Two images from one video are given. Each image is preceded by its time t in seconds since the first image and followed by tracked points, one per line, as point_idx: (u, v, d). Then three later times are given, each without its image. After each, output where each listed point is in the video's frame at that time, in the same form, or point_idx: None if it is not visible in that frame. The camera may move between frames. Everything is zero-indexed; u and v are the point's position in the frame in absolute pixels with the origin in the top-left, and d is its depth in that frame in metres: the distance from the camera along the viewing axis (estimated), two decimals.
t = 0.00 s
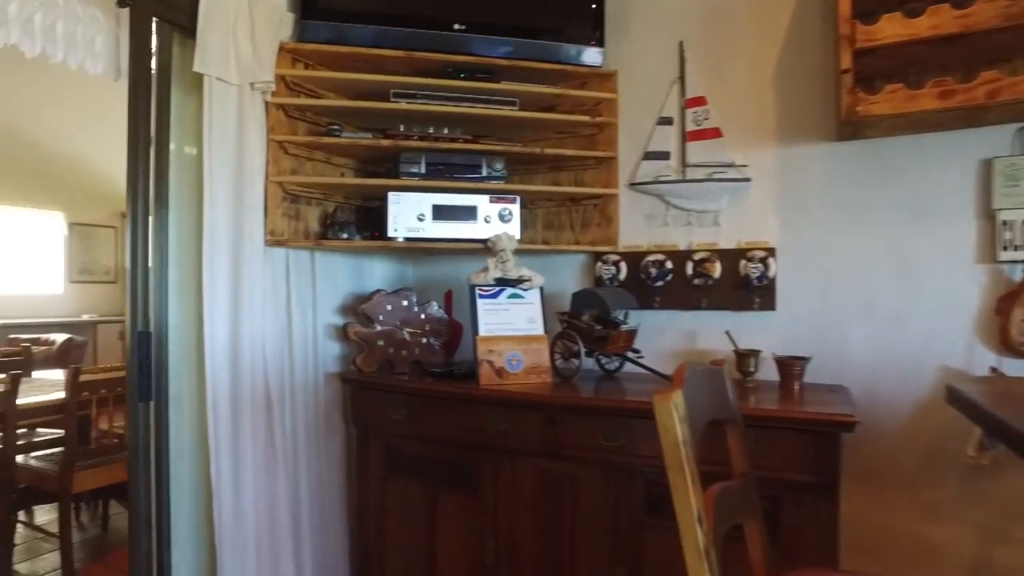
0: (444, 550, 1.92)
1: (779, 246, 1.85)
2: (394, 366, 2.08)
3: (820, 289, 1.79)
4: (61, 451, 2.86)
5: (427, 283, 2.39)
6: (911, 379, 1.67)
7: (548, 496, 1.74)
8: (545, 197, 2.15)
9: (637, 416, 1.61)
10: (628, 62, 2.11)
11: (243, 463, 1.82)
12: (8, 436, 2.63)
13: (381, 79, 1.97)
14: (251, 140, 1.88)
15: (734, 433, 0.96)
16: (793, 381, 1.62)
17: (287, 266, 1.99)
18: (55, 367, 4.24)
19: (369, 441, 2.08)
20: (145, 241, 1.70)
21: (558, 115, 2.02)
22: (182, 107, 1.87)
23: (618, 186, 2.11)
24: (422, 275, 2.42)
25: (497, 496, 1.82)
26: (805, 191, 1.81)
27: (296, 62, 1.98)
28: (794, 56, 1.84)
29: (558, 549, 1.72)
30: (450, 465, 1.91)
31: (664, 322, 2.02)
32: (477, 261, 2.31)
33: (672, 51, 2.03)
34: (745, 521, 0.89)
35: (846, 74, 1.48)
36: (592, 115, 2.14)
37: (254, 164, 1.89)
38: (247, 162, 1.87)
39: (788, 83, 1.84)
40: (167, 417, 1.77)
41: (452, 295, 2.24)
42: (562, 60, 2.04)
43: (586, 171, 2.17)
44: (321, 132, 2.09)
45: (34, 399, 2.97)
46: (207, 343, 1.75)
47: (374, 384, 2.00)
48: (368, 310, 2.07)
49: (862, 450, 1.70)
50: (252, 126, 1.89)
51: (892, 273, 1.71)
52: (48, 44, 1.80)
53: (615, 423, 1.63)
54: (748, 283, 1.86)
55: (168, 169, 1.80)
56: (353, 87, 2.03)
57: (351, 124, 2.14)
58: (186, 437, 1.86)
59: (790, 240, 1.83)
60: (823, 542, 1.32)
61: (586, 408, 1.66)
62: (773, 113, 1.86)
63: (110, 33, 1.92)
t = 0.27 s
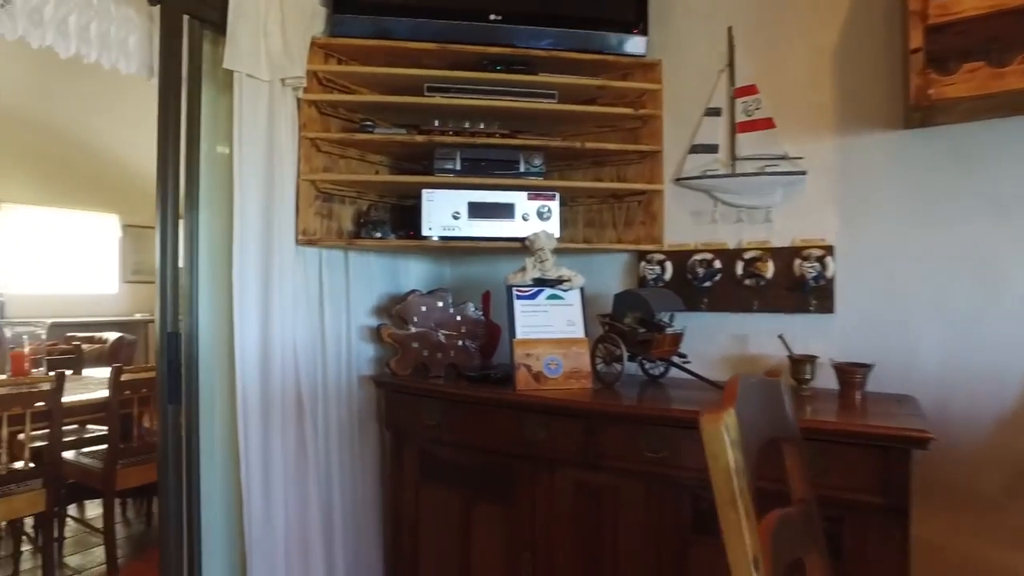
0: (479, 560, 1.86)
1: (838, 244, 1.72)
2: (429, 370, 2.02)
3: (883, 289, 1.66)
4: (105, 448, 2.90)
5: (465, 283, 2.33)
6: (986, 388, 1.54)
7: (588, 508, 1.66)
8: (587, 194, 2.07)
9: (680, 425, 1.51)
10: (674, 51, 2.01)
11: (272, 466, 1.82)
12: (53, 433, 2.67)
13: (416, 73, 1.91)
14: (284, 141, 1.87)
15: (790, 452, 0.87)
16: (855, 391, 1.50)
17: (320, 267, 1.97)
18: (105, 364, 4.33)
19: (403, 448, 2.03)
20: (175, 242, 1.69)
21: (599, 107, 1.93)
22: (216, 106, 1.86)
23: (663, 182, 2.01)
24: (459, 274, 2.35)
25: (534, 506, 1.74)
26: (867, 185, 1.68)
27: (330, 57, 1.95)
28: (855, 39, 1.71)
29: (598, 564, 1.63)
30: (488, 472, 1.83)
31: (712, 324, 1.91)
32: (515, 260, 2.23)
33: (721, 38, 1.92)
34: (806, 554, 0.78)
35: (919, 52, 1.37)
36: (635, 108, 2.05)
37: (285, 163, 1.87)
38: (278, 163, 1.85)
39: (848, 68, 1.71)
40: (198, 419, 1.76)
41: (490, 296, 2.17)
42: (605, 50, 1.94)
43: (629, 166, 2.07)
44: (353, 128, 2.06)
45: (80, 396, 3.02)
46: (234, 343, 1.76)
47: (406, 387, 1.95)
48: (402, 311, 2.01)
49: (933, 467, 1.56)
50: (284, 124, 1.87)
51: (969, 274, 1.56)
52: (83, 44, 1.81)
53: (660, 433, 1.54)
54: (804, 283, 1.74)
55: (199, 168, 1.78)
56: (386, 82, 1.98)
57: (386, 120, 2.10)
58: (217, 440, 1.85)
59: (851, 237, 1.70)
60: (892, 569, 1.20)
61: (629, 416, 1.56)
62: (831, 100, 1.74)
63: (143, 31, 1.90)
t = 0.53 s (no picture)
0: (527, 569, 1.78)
1: (918, 238, 1.58)
2: (475, 372, 1.96)
3: (970, 289, 1.51)
4: (158, 445, 2.94)
5: (513, 282, 2.26)
6: None
7: (642, 521, 1.56)
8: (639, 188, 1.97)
9: (741, 437, 1.40)
10: (735, 36, 1.89)
11: (313, 469, 1.80)
12: (108, 430, 2.71)
13: (461, 65, 1.85)
14: (326, 139, 1.86)
15: (879, 474, 0.76)
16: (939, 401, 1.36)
17: (364, 266, 1.94)
18: (162, 361, 4.42)
19: (449, 455, 1.97)
20: (215, 243, 1.69)
21: (652, 97, 1.83)
22: (257, 105, 1.86)
23: (722, 176, 1.89)
24: (507, 273, 2.29)
25: (585, 517, 1.65)
26: (952, 176, 1.53)
27: (373, 51, 1.92)
28: (937, 15, 1.56)
29: None
30: (536, 480, 1.76)
31: (776, 326, 1.80)
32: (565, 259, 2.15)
33: (786, 20, 1.80)
34: None
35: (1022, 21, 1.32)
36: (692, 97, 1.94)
37: (328, 160, 1.86)
38: (319, 161, 1.84)
39: (930, 48, 1.57)
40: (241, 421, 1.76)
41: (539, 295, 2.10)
42: (659, 37, 1.84)
43: (686, 159, 1.97)
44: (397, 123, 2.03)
45: (135, 393, 3.07)
46: (279, 338, 1.72)
47: (452, 390, 1.88)
48: (448, 310, 1.95)
49: None
50: (326, 122, 1.87)
51: None
52: (130, 43, 1.80)
53: (721, 443, 1.43)
54: (879, 283, 1.60)
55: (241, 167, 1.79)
56: (431, 75, 1.93)
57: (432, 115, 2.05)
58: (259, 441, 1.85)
59: (933, 231, 1.56)
60: None
61: (686, 424, 1.46)
62: (910, 83, 1.59)
63: (188, 30, 1.90)
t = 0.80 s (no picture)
0: None
1: (1010, 231, 1.43)
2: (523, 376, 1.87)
3: None
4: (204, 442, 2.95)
5: (562, 281, 2.18)
6: None
7: (702, 536, 1.45)
8: (695, 180, 1.86)
9: (805, 447, 1.29)
10: (799, 16, 1.77)
11: (354, 473, 1.75)
12: (155, 428, 2.73)
13: (507, 54, 1.77)
14: (368, 134, 1.81)
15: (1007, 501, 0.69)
16: None
17: (407, 264, 1.88)
18: (210, 359, 4.47)
19: (495, 461, 1.89)
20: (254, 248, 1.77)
21: (710, 83, 1.72)
22: (298, 109, 1.91)
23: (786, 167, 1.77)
24: (556, 271, 2.20)
25: (639, 529, 1.56)
26: None
27: (417, 42, 1.86)
28: None
29: None
30: (586, 488, 1.67)
31: (845, 328, 1.66)
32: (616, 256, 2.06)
33: None
34: None
35: None
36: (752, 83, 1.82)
37: (370, 154, 1.81)
38: (360, 158, 1.79)
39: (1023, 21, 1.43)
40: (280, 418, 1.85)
41: (588, 294, 2.01)
42: (717, 19, 1.73)
43: (745, 150, 1.85)
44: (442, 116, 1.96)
45: (182, 391, 3.09)
46: (317, 340, 1.71)
47: (500, 393, 1.81)
48: (493, 310, 1.87)
49: None
50: (368, 117, 1.81)
51: None
52: (171, 38, 1.77)
53: (790, 454, 1.31)
54: (966, 280, 1.46)
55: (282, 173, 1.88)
56: (476, 65, 1.86)
57: (478, 108, 1.99)
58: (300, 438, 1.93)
59: None
60: None
61: (751, 432, 1.35)
62: (1000, 60, 1.45)
63: (230, 24, 1.86)
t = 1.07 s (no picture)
0: None
1: None
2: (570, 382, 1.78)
3: None
4: (240, 445, 2.92)
5: (610, 281, 2.08)
6: None
7: (768, 560, 1.33)
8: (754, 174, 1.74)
9: (888, 466, 1.16)
10: None
11: (392, 481, 1.69)
12: (192, 430, 2.70)
13: (553, 42, 1.67)
14: (408, 130, 1.75)
15: None
16: None
17: (448, 263, 1.80)
18: (249, 359, 4.47)
19: (540, 472, 1.79)
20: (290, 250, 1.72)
21: (773, 70, 1.59)
22: (336, 109, 1.89)
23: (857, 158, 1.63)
24: (604, 270, 2.11)
25: (696, 550, 1.44)
26: None
27: (458, 31, 1.78)
28: None
29: None
30: (638, 503, 1.56)
31: (925, 333, 1.53)
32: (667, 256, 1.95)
33: None
34: None
35: None
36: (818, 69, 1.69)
37: (410, 150, 1.74)
38: (399, 153, 1.73)
39: None
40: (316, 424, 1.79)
41: (638, 295, 1.91)
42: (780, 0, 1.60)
43: (808, 142, 1.71)
44: (484, 108, 1.88)
45: (219, 393, 3.06)
46: (355, 345, 1.63)
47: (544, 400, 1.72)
48: (538, 313, 1.79)
49: None
50: (408, 111, 1.75)
51: None
52: (206, 30, 1.70)
53: (870, 474, 1.19)
54: None
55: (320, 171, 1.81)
56: (520, 55, 1.76)
57: (523, 98, 1.89)
58: (337, 446, 1.88)
59: None
60: None
61: (825, 449, 1.23)
62: None
63: (265, 16, 1.80)
